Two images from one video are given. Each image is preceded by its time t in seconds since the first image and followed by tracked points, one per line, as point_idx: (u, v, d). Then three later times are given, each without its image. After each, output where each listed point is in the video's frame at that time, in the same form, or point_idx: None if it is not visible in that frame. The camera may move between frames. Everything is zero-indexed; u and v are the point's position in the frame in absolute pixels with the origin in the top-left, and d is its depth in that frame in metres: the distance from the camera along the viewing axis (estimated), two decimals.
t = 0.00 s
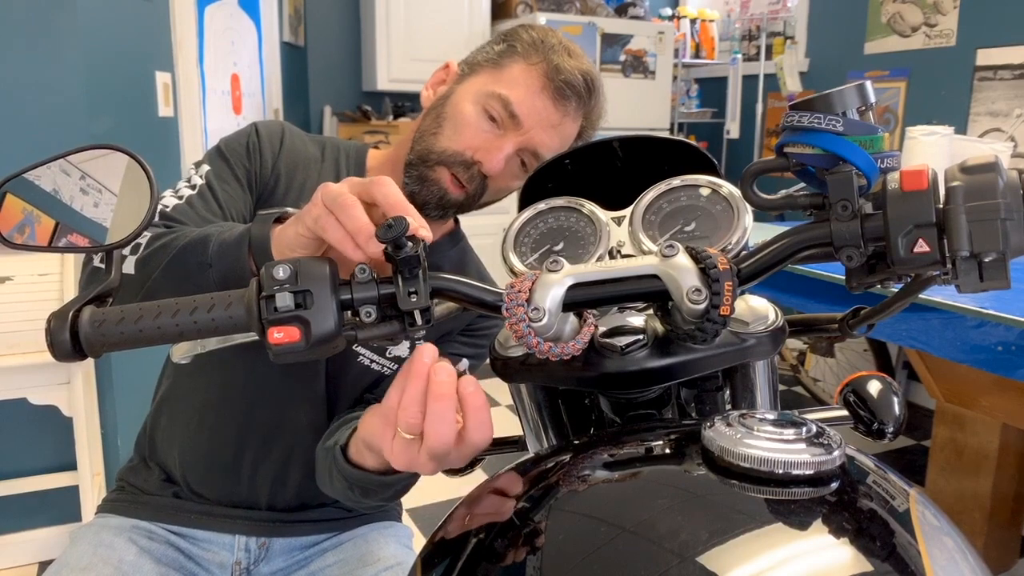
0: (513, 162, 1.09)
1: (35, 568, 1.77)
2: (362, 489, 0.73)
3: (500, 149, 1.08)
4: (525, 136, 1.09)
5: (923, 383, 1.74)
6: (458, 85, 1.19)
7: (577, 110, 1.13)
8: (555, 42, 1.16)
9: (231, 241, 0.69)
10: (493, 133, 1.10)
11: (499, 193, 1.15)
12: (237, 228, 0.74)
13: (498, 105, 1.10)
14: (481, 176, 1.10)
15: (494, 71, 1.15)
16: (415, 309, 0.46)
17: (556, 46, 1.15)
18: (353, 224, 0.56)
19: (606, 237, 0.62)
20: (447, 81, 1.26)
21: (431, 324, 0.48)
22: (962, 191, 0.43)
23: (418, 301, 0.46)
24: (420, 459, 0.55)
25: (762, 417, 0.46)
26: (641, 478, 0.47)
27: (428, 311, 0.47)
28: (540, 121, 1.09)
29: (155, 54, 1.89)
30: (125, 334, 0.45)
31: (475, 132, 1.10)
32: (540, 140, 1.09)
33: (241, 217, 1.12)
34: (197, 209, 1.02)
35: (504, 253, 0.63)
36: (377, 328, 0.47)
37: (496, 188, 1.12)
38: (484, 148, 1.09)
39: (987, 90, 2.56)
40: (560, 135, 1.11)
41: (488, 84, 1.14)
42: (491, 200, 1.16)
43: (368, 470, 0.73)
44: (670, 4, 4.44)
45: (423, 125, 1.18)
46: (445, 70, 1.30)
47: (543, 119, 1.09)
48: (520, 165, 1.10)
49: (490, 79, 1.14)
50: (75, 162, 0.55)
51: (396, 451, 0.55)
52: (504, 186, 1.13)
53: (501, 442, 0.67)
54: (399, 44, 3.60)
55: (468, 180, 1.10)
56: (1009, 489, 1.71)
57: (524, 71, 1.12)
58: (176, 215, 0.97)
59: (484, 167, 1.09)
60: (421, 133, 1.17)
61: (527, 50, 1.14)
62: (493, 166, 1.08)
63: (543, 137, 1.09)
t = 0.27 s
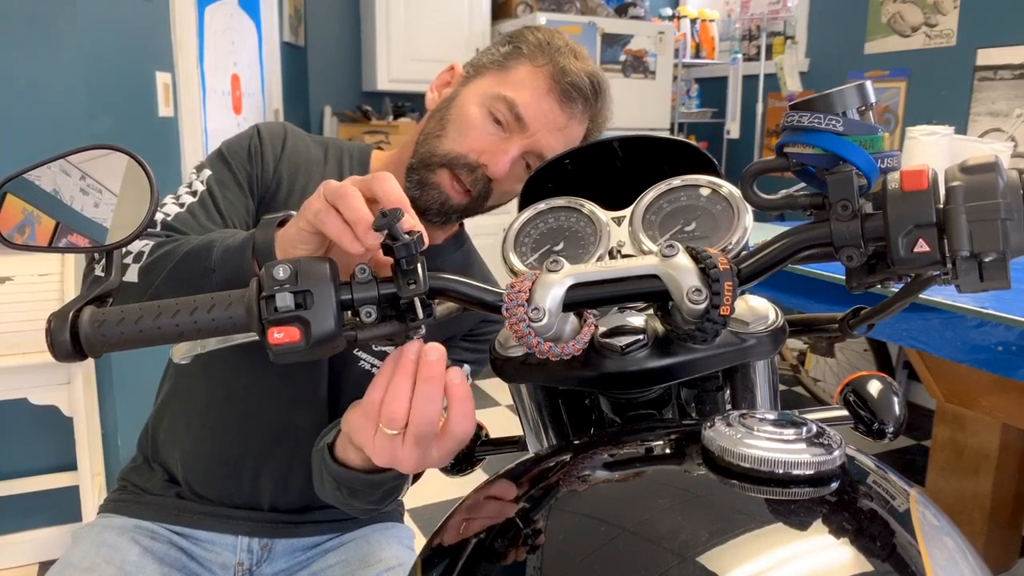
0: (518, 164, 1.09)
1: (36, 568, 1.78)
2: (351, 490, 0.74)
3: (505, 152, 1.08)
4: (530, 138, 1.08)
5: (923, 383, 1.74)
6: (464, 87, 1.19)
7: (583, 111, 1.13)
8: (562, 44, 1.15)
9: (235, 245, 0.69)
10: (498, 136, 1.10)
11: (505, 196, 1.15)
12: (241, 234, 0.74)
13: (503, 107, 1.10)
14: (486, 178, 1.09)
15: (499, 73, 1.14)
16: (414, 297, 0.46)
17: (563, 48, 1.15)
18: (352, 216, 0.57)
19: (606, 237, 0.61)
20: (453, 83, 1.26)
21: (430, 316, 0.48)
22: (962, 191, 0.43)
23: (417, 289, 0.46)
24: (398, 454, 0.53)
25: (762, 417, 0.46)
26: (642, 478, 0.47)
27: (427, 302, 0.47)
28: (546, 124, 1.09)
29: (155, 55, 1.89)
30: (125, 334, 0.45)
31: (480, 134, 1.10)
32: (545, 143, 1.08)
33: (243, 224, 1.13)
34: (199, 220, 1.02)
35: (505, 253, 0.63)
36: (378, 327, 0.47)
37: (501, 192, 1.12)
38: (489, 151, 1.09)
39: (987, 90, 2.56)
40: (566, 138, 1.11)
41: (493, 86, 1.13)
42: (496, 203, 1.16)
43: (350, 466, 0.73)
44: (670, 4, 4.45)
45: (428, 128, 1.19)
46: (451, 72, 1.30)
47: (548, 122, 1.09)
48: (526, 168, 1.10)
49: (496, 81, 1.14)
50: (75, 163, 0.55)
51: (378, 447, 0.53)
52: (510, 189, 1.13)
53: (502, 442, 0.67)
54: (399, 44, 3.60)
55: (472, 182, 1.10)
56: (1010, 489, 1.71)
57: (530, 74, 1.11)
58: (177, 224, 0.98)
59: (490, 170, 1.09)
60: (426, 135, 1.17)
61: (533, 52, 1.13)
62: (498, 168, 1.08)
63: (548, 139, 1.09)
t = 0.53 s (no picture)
0: (522, 169, 1.09)
1: (36, 569, 1.78)
2: (351, 484, 0.74)
3: (509, 157, 1.08)
4: (535, 143, 1.08)
5: (923, 383, 1.74)
6: (470, 91, 1.19)
7: (589, 118, 1.12)
8: (568, 49, 1.14)
9: (236, 255, 0.69)
10: (503, 140, 1.10)
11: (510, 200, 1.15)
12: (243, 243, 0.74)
13: (508, 111, 1.10)
14: (491, 182, 1.09)
15: (505, 77, 1.14)
16: (413, 293, 0.47)
17: (569, 53, 1.14)
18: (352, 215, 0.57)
19: (606, 237, 0.61)
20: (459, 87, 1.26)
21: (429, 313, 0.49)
22: (962, 191, 0.43)
23: (416, 283, 0.47)
24: (405, 437, 0.53)
25: (762, 417, 0.46)
26: (642, 478, 0.47)
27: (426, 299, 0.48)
28: (551, 129, 1.09)
29: (155, 55, 1.89)
30: (125, 334, 0.45)
31: (486, 138, 1.10)
32: (549, 147, 1.08)
33: (245, 229, 1.13)
34: (201, 225, 1.04)
35: (504, 253, 0.63)
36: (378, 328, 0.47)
37: (507, 196, 1.11)
38: (494, 155, 1.09)
39: (987, 90, 2.57)
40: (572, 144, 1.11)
41: (499, 90, 1.13)
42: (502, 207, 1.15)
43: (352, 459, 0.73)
44: (670, 4, 4.45)
45: (433, 130, 1.19)
46: (457, 75, 1.30)
47: (554, 127, 1.09)
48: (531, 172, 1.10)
49: (502, 85, 1.14)
50: (75, 163, 0.55)
51: (384, 432, 0.53)
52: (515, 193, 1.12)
53: (502, 442, 0.67)
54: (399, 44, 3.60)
55: (476, 186, 1.10)
56: (1010, 489, 1.71)
57: (536, 78, 1.11)
58: (180, 231, 1.00)
59: (494, 173, 1.09)
60: (431, 138, 1.18)
61: (540, 56, 1.13)
62: (502, 172, 1.08)
63: (553, 144, 1.08)
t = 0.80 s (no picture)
0: (526, 171, 1.09)
1: (36, 568, 1.78)
2: (351, 483, 0.73)
3: (513, 159, 1.08)
4: (539, 146, 1.09)
5: (923, 383, 1.74)
6: (477, 92, 1.19)
7: (595, 122, 1.12)
8: (575, 54, 1.14)
9: (236, 258, 0.69)
10: (507, 142, 1.10)
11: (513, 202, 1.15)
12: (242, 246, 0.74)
13: (513, 114, 1.10)
14: (495, 184, 1.10)
15: (511, 80, 1.14)
16: (412, 293, 0.47)
17: (575, 57, 1.14)
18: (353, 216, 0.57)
19: (606, 237, 0.61)
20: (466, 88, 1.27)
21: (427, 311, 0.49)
22: (962, 191, 0.43)
23: (414, 284, 0.47)
24: (398, 436, 0.52)
25: (762, 417, 0.46)
26: (642, 478, 0.47)
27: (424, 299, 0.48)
28: (556, 132, 1.09)
29: (156, 54, 1.89)
30: (125, 334, 0.45)
31: (490, 140, 1.11)
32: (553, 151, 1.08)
33: (251, 231, 1.13)
34: (206, 227, 1.04)
35: (505, 253, 0.63)
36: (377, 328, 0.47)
37: (510, 199, 1.11)
38: (498, 156, 1.10)
39: (988, 90, 2.57)
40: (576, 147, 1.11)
41: (504, 92, 1.13)
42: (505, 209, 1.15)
43: (353, 460, 0.73)
44: (670, 4, 4.45)
45: (439, 131, 1.19)
46: (464, 77, 1.30)
47: (559, 130, 1.09)
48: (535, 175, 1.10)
49: (508, 87, 1.14)
50: (75, 164, 0.55)
51: (377, 432, 0.52)
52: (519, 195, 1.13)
53: (502, 442, 0.67)
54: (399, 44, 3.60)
55: (480, 187, 1.10)
56: (1010, 489, 1.71)
57: (542, 81, 1.11)
58: (184, 233, 0.98)
59: (498, 175, 1.09)
60: (437, 139, 1.18)
61: (546, 59, 1.13)
62: (506, 174, 1.09)
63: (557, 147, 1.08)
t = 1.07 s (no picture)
0: (524, 174, 1.09)
1: (36, 568, 1.78)
2: (359, 485, 0.74)
3: (511, 162, 1.08)
4: (538, 150, 1.09)
5: (923, 383, 1.74)
6: (478, 94, 1.19)
7: (595, 127, 1.12)
8: (578, 58, 1.14)
9: (230, 255, 0.68)
10: (506, 145, 1.10)
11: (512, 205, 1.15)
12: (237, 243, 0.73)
13: (514, 117, 1.10)
14: (493, 186, 1.10)
15: (513, 84, 1.14)
16: (412, 293, 0.47)
17: (578, 63, 1.14)
18: (354, 218, 0.58)
19: (606, 237, 0.61)
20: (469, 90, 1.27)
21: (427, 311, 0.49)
22: (962, 191, 0.43)
23: (415, 286, 0.47)
24: (402, 435, 0.52)
25: (762, 417, 0.46)
26: (642, 478, 0.47)
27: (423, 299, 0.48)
28: (556, 137, 1.09)
29: (156, 54, 1.89)
30: (125, 334, 0.45)
31: (490, 142, 1.10)
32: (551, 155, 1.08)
33: (251, 229, 1.13)
34: (206, 226, 1.03)
35: (504, 253, 0.63)
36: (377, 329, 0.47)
37: (508, 202, 1.11)
38: (497, 159, 1.10)
39: (987, 90, 2.57)
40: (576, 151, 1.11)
41: (506, 95, 1.13)
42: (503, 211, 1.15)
43: (359, 461, 0.73)
44: (670, 4, 4.45)
45: (439, 133, 1.19)
46: (467, 79, 1.30)
47: (559, 135, 1.09)
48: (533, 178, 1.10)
49: (510, 90, 1.14)
50: (75, 164, 0.55)
51: (383, 432, 0.52)
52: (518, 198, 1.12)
53: (502, 442, 0.67)
54: (399, 44, 3.60)
55: (477, 190, 1.10)
56: (1010, 489, 1.71)
57: (544, 85, 1.11)
58: (184, 232, 0.98)
59: (496, 177, 1.09)
60: (437, 140, 1.18)
61: (548, 63, 1.13)
62: (504, 176, 1.09)
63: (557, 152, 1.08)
